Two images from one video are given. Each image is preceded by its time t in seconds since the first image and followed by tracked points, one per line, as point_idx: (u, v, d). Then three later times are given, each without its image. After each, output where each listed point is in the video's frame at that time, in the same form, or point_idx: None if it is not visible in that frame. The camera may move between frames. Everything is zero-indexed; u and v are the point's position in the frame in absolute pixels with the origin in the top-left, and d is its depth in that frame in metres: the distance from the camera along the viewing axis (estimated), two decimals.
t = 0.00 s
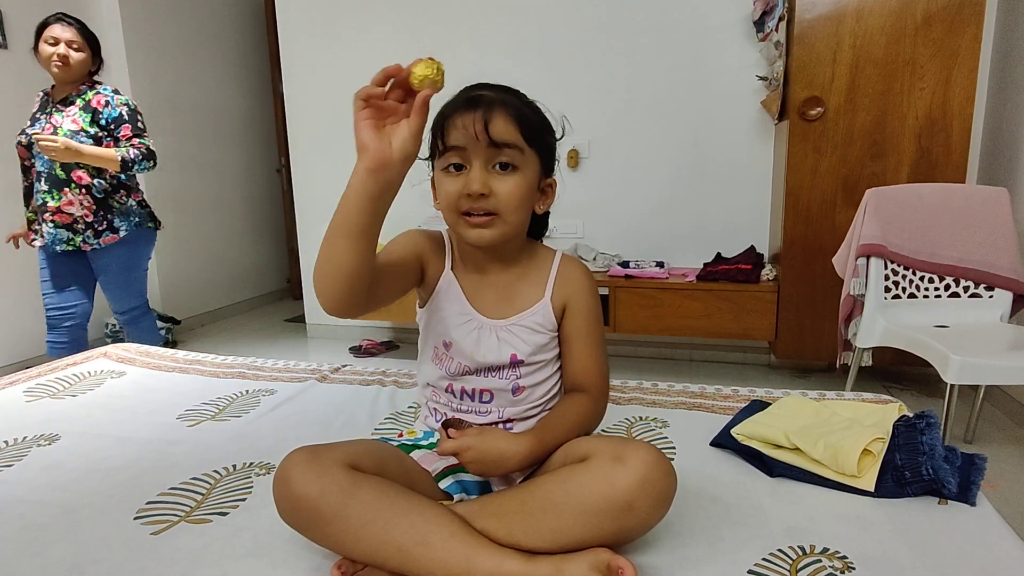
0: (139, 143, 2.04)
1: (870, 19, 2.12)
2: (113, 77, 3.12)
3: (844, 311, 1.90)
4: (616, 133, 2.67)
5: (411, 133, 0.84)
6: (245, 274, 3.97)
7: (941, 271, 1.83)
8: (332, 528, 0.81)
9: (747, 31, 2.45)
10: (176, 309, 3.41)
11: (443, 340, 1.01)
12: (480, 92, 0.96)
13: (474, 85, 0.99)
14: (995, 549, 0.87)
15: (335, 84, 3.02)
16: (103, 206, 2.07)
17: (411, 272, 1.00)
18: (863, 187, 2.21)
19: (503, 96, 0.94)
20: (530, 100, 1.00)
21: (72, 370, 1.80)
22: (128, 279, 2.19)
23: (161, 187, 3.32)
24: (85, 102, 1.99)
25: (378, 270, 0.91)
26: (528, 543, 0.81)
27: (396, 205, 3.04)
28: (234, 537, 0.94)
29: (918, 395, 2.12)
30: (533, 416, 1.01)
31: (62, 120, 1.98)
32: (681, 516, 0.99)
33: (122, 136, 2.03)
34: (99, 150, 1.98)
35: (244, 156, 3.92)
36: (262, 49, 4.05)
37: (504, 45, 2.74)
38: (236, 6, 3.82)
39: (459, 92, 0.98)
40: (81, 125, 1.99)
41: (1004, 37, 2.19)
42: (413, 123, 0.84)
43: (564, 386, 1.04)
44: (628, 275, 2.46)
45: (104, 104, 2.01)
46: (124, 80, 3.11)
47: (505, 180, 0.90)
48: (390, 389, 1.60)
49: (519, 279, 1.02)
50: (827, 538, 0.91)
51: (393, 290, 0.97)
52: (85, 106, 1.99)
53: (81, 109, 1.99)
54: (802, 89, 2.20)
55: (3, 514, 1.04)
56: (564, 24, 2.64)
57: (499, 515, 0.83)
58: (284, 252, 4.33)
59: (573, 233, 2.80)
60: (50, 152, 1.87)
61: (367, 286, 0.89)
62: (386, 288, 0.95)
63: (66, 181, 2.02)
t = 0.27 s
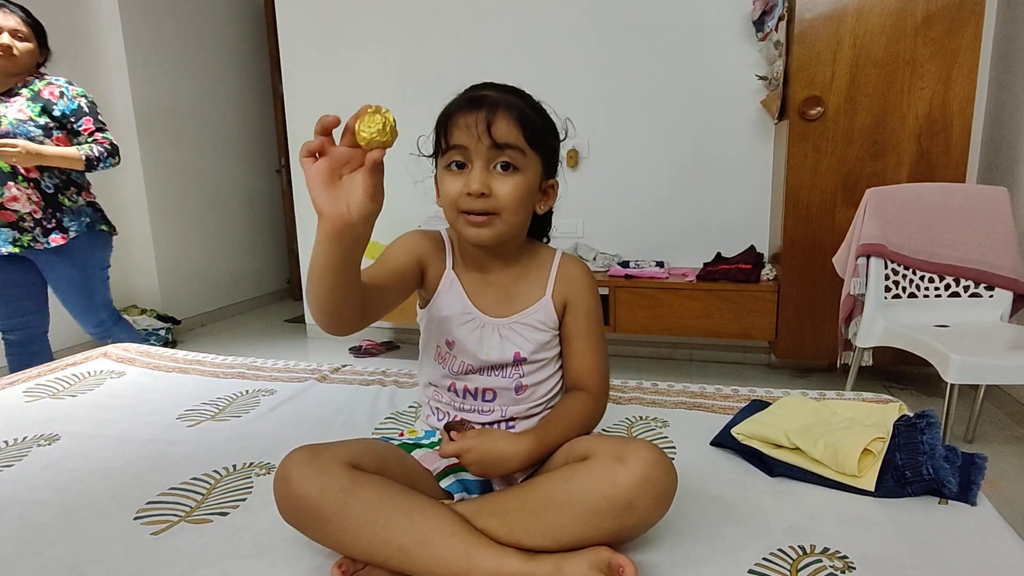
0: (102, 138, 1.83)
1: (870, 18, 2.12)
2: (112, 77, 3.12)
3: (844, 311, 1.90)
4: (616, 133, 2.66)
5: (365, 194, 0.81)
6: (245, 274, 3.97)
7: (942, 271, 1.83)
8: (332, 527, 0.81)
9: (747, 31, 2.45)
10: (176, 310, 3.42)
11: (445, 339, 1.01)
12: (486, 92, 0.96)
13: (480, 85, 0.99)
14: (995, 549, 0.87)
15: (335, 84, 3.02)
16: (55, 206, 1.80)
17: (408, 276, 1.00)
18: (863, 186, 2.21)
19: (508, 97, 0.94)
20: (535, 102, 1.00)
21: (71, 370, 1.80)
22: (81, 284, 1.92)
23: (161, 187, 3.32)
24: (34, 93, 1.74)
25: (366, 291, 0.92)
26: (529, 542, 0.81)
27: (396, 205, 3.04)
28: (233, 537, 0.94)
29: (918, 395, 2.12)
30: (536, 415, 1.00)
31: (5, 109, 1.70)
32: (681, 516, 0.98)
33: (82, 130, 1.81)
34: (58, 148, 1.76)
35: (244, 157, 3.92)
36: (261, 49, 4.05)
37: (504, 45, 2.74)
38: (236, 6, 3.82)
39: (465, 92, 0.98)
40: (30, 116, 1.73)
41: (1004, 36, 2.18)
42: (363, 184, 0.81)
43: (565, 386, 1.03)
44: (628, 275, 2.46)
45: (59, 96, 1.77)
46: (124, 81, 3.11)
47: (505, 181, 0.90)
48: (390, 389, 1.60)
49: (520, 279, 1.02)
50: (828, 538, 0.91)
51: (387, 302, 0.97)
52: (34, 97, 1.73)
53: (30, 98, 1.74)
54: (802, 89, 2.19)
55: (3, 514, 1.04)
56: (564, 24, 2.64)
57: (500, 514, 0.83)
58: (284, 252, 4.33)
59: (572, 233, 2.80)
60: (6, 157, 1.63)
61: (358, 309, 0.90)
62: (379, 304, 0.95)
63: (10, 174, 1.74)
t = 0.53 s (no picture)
0: (52, 136, 1.77)
1: (869, 18, 2.12)
2: (112, 77, 3.12)
3: (844, 311, 1.91)
4: (616, 133, 2.66)
5: (369, 230, 0.79)
6: (245, 274, 3.97)
7: (941, 271, 1.83)
8: (332, 527, 0.81)
9: (747, 31, 2.45)
10: (176, 310, 3.42)
11: (444, 335, 1.01)
12: (486, 90, 0.96)
13: (481, 82, 1.00)
14: (996, 548, 0.87)
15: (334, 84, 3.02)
16: None
17: (404, 280, 1.00)
18: (862, 186, 2.21)
19: (508, 94, 0.95)
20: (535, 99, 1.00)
21: (71, 370, 1.80)
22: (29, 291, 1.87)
23: (160, 187, 3.32)
24: None
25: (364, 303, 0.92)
26: (529, 542, 0.81)
27: (395, 205, 3.04)
28: (233, 537, 0.94)
29: (918, 395, 2.12)
30: (533, 414, 1.00)
31: None
32: (681, 516, 0.98)
33: (32, 128, 1.76)
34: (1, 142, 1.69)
35: (243, 157, 3.92)
36: (261, 49, 4.05)
37: (503, 45, 2.74)
38: (236, 6, 3.82)
39: (466, 90, 0.98)
40: None
41: (1003, 36, 2.18)
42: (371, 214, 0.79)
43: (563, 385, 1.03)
44: (627, 274, 2.46)
45: (8, 90, 1.73)
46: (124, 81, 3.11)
47: (504, 176, 0.90)
48: (390, 389, 1.60)
49: (519, 276, 1.02)
50: (828, 538, 0.91)
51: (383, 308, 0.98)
52: None
53: None
54: (802, 89, 2.20)
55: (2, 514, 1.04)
56: (564, 24, 2.64)
57: (499, 514, 0.83)
58: (284, 252, 4.33)
59: (572, 233, 2.80)
60: None
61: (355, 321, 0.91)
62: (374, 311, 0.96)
63: None
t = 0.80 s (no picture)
0: (15, 138, 1.80)
1: (868, 20, 2.12)
2: (112, 78, 3.12)
3: (843, 312, 1.92)
4: (615, 134, 2.67)
5: (351, 277, 0.80)
6: (244, 274, 3.97)
7: (940, 271, 1.83)
8: (332, 526, 0.81)
9: (747, 32, 2.45)
10: (176, 310, 3.42)
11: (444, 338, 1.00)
12: (486, 91, 0.96)
13: (481, 85, 1.00)
14: (994, 549, 0.87)
15: (334, 84, 3.02)
16: None
17: (404, 293, 1.01)
18: (861, 187, 2.21)
19: (508, 95, 0.95)
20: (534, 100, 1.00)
21: (71, 370, 1.80)
22: None
23: (160, 187, 3.32)
24: None
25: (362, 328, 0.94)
26: (528, 541, 0.81)
27: (395, 205, 3.04)
28: (232, 538, 0.94)
29: (916, 396, 2.12)
30: (533, 414, 1.00)
31: None
32: (680, 516, 0.99)
33: None
34: None
35: (243, 157, 3.92)
36: (261, 49, 4.05)
37: (503, 46, 2.74)
38: (235, 6, 3.82)
39: (466, 91, 0.98)
40: None
41: (1002, 38, 2.19)
42: (344, 266, 0.79)
43: (563, 385, 1.04)
44: (627, 275, 2.46)
45: None
46: (123, 81, 3.11)
47: (504, 177, 0.90)
48: (390, 390, 1.60)
49: (519, 277, 1.02)
50: (826, 539, 0.91)
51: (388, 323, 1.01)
52: None
53: None
54: (801, 90, 2.20)
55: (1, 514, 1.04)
56: (563, 25, 2.64)
57: (498, 513, 0.83)
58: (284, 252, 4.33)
59: (572, 234, 2.80)
60: None
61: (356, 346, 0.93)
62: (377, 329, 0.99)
63: None
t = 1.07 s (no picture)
0: None
1: (867, 21, 2.12)
2: (111, 78, 3.12)
3: (842, 313, 1.91)
4: (615, 135, 2.67)
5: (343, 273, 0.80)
6: (244, 274, 3.97)
7: (939, 273, 1.83)
8: (331, 526, 0.81)
9: (746, 33, 2.45)
10: (175, 310, 3.42)
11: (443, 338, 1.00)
12: (490, 92, 0.96)
13: (484, 85, 1.00)
14: (992, 551, 0.87)
15: (333, 85, 3.02)
16: None
17: (405, 287, 1.00)
18: (860, 189, 2.21)
19: (512, 97, 0.95)
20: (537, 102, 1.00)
21: (70, 371, 1.80)
22: None
23: (160, 187, 3.32)
24: None
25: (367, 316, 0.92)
26: (527, 541, 0.82)
27: (394, 206, 3.04)
28: (231, 539, 0.94)
29: (915, 397, 2.12)
30: (532, 413, 1.01)
31: None
32: (679, 517, 0.99)
33: None
34: None
35: (242, 157, 3.91)
36: (260, 50, 4.05)
37: (503, 47, 2.74)
38: (235, 7, 3.82)
39: (470, 91, 0.98)
40: None
41: (1001, 40, 2.19)
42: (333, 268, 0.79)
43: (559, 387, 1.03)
44: (626, 276, 2.46)
45: None
46: (123, 81, 3.11)
47: (507, 179, 0.90)
48: (389, 390, 1.60)
49: (519, 276, 1.02)
50: (825, 540, 0.91)
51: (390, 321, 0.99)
52: None
53: None
54: (800, 92, 2.20)
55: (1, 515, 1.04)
56: (562, 26, 2.65)
57: (497, 514, 0.83)
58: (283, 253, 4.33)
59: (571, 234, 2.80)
60: None
61: (361, 342, 0.90)
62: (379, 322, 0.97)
63: None
